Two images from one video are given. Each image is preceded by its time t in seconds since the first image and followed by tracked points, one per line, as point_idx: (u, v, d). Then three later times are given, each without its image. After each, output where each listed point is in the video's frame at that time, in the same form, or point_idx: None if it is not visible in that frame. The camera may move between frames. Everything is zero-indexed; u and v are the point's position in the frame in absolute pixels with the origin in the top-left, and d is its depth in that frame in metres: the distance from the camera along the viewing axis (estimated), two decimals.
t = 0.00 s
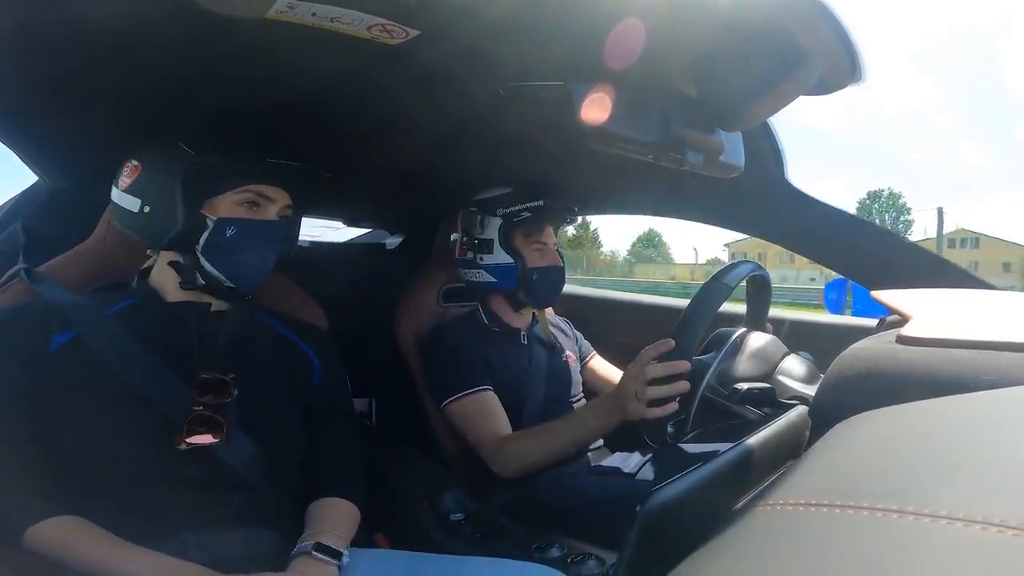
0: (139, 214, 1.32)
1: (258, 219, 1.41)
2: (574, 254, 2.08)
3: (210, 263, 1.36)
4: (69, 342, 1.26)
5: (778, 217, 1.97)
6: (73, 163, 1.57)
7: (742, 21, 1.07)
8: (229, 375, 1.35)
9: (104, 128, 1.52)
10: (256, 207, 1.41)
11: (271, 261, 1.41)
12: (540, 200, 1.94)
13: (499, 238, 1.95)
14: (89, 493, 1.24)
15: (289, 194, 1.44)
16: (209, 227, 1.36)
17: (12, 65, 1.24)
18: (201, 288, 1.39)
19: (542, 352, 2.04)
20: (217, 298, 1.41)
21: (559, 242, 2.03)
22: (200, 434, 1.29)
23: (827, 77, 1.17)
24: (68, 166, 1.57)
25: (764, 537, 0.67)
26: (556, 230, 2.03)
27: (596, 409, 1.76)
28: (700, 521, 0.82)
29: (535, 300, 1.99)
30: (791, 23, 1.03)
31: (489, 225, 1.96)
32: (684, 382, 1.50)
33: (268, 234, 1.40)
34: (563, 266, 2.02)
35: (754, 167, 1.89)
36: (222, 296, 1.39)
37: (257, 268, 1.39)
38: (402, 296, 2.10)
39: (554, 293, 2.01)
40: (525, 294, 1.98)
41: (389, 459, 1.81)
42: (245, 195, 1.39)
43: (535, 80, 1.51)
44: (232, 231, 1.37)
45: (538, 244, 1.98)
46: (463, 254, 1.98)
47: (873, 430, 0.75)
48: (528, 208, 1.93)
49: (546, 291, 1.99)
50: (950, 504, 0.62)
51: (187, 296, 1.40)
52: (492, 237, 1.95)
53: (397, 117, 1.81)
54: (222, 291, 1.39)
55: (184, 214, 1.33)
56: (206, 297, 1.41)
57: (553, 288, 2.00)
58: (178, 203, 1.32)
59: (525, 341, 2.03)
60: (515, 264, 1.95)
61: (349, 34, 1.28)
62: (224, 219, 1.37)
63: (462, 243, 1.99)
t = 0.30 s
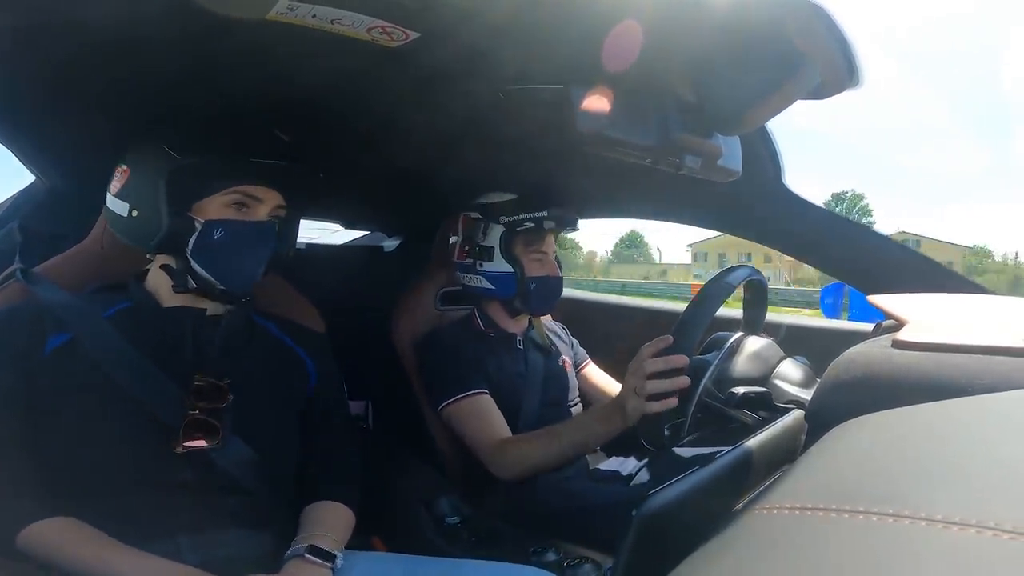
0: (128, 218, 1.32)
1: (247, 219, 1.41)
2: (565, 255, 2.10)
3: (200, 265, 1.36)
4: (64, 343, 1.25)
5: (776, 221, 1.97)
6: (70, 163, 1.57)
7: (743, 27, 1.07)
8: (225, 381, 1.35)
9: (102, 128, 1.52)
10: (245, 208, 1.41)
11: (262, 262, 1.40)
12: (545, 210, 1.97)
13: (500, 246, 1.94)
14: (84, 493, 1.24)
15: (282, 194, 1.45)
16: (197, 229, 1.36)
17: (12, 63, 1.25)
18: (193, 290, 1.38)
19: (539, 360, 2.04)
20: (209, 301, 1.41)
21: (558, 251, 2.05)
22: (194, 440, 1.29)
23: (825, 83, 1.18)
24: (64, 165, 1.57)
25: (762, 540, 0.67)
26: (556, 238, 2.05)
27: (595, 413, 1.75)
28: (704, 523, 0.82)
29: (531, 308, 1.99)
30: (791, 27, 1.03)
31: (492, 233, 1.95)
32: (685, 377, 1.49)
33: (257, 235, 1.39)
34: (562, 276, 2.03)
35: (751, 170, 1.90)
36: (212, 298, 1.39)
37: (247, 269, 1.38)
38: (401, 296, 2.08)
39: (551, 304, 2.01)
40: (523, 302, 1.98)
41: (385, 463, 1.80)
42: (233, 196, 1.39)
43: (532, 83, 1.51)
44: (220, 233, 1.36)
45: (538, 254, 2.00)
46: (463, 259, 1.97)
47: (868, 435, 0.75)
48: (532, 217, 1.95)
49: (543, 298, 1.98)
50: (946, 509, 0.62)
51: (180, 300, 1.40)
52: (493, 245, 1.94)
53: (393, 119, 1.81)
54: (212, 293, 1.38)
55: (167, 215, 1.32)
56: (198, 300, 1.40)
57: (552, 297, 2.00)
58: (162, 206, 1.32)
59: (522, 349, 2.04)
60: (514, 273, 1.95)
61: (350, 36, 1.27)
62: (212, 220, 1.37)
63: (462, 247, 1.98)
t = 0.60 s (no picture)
0: (127, 215, 1.34)
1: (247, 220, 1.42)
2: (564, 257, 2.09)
3: (197, 265, 1.37)
4: (61, 341, 1.25)
5: (775, 221, 1.97)
6: (67, 160, 1.57)
7: (742, 26, 1.07)
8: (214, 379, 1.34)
9: (101, 126, 1.52)
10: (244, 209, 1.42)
11: (259, 263, 1.41)
12: (548, 209, 1.96)
13: (501, 241, 1.94)
14: (79, 490, 1.24)
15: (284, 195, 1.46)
16: (196, 228, 1.37)
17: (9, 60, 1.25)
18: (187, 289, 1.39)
19: (536, 362, 2.04)
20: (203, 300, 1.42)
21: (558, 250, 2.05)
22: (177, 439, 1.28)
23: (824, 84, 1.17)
24: (62, 163, 1.57)
25: (761, 538, 0.67)
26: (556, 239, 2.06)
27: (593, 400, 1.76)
28: (702, 520, 0.82)
29: (529, 306, 1.98)
30: (790, 27, 1.03)
31: (494, 228, 1.96)
32: (696, 351, 1.50)
33: (256, 235, 1.40)
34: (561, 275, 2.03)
35: (750, 170, 1.90)
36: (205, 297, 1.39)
37: (244, 270, 1.39)
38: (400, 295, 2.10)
39: (549, 303, 2.00)
40: (521, 300, 1.97)
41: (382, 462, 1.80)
42: (233, 196, 1.40)
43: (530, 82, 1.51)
44: (219, 233, 1.37)
45: (539, 251, 2.00)
46: (464, 253, 1.99)
47: (867, 434, 0.75)
48: (535, 215, 1.95)
49: (541, 297, 1.97)
50: (943, 509, 0.62)
51: (174, 299, 1.41)
52: (495, 240, 1.95)
53: (391, 119, 1.81)
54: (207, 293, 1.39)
55: (169, 213, 1.34)
56: (192, 299, 1.41)
57: (550, 296, 1.99)
58: (162, 201, 1.33)
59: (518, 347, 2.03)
60: (515, 269, 1.95)
61: (349, 35, 1.27)
62: (211, 220, 1.38)
63: (464, 242, 2.00)
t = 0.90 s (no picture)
0: (63, 201, 1.31)
1: (200, 218, 1.41)
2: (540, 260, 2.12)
3: (134, 261, 1.33)
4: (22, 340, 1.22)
5: (744, 218, 1.99)
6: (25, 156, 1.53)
7: (712, 21, 1.08)
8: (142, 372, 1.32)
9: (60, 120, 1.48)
10: (198, 206, 1.41)
11: (205, 263, 1.39)
12: (523, 199, 1.96)
13: (478, 230, 1.94)
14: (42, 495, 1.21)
15: (241, 195, 1.46)
16: (140, 223, 1.34)
17: None
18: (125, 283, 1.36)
19: (508, 353, 2.06)
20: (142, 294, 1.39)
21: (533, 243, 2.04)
22: (103, 438, 1.20)
23: (789, 80, 1.20)
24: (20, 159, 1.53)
25: (732, 529, 0.67)
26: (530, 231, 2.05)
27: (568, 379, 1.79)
28: (677, 511, 0.81)
29: (504, 298, 1.98)
30: (760, 23, 1.04)
31: (471, 217, 1.95)
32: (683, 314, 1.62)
33: (207, 234, 1.39)
34: (535, 268, 2.03)
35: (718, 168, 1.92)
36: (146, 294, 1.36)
37: (192, 269, 1.37)
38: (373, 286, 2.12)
39: (524, 293, 2.01)
40: (496, 291, 1.98)
41: (355, 459, 1.79)
42: (187, 193, 1.39)
43: (501, 76, 1.51)
44: (164, 231, 1.35)
45: (515, 241, 1.99)
46: (440, 243, 1.97)
47: (837, 421, 0.76)
48: (510, 204, 1.95)
49: (516, 289, 1.98)
50: (909, 495, 0.62)
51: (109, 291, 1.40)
52: (471, 230, 1.94)
53: (361, 112, 1.80)
54: (147, 289, 1.35)
55: (110, 203, 1.30)
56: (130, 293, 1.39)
57: (524, 288, 2.00)
58: (104, 190, 1.29)
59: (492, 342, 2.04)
60: (490, 259, 1.94)
61: (319, 26, 1.25)
62: (156, 216, 1.36)
63: (440, 231, 1.98)
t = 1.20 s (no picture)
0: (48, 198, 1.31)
1: (185, 213, 1.39)
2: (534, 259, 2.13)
3: (119, 256, 1.32)
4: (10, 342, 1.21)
5: (734, 216, 2.00)
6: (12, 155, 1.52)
7: (702, 21, 1.09)
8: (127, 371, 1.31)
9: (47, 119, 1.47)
10: (184, 201, 1.39)
11: (191, 259, 1.38)
12: (506, 190, 1.98)
13: (463, 224, 1.95)
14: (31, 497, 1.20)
15: (226, 190, 1.44)
16: (124, 218, 1.33)
17: None
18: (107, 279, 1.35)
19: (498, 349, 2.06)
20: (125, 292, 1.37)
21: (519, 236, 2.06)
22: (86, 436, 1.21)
23: (779, 78, 1.20)
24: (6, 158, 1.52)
25: (722, 525, 0.67)
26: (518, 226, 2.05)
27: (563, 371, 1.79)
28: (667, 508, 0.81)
29: (494, 290, 2.00)
30: (752, 22, 1.05)
31: (456, 211, 1.97)
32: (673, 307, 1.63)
33: (194, 228, 1.38)
34: (523, 259, 2.04)
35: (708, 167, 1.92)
36: (130, 290, 1.35)
37: (176, 265, 1.36)
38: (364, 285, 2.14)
39: (513, 287, 2.02)
40: (485, 284, 1.99)
41: (347, 458, 1.78)
42: (172, 188, 1.38)
43: (493, 74, 1.51)
44: (149, 225, 1.34)
45: (501, 234, 2.00)
46: (427, 240, 1.98)
47: (826, 418, 0.77)
48: (494, 196, 1.96)
49: (503, 280, 1.99)
50: (896, 491, 0.62)
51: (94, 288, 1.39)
52: (457, 223, 1.95)
53: (351, 110, 1.79)
54: (129, 284, 1.34)
55: (94, 197, 1.30)
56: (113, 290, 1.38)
57: (512, 280, 2.01)
58: (89, 188, 1.29)
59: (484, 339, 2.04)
60: (476, 251, 1.94)
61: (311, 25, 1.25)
62: (141, 211, 1.34)
63: (427, 225, 1.98)
